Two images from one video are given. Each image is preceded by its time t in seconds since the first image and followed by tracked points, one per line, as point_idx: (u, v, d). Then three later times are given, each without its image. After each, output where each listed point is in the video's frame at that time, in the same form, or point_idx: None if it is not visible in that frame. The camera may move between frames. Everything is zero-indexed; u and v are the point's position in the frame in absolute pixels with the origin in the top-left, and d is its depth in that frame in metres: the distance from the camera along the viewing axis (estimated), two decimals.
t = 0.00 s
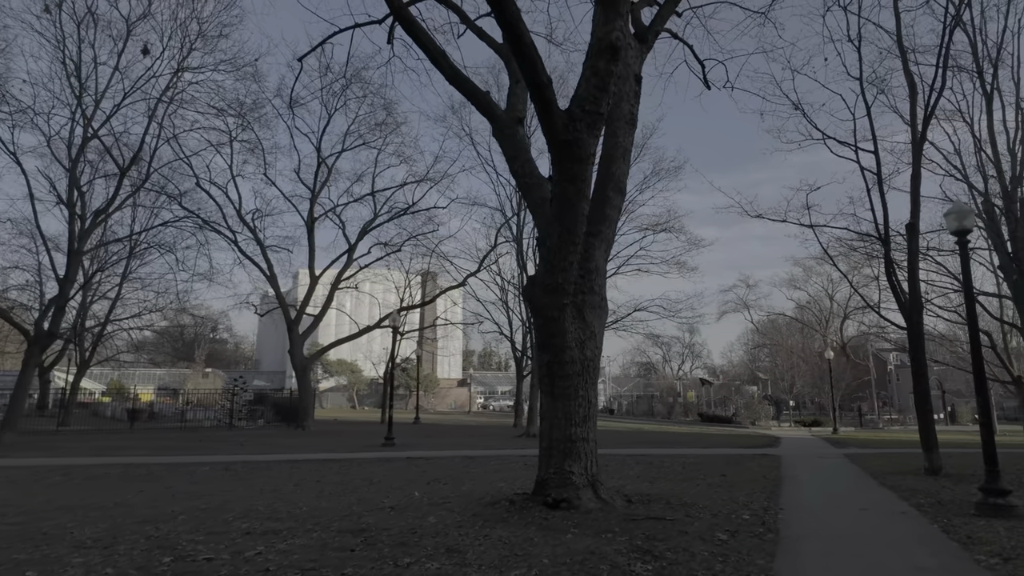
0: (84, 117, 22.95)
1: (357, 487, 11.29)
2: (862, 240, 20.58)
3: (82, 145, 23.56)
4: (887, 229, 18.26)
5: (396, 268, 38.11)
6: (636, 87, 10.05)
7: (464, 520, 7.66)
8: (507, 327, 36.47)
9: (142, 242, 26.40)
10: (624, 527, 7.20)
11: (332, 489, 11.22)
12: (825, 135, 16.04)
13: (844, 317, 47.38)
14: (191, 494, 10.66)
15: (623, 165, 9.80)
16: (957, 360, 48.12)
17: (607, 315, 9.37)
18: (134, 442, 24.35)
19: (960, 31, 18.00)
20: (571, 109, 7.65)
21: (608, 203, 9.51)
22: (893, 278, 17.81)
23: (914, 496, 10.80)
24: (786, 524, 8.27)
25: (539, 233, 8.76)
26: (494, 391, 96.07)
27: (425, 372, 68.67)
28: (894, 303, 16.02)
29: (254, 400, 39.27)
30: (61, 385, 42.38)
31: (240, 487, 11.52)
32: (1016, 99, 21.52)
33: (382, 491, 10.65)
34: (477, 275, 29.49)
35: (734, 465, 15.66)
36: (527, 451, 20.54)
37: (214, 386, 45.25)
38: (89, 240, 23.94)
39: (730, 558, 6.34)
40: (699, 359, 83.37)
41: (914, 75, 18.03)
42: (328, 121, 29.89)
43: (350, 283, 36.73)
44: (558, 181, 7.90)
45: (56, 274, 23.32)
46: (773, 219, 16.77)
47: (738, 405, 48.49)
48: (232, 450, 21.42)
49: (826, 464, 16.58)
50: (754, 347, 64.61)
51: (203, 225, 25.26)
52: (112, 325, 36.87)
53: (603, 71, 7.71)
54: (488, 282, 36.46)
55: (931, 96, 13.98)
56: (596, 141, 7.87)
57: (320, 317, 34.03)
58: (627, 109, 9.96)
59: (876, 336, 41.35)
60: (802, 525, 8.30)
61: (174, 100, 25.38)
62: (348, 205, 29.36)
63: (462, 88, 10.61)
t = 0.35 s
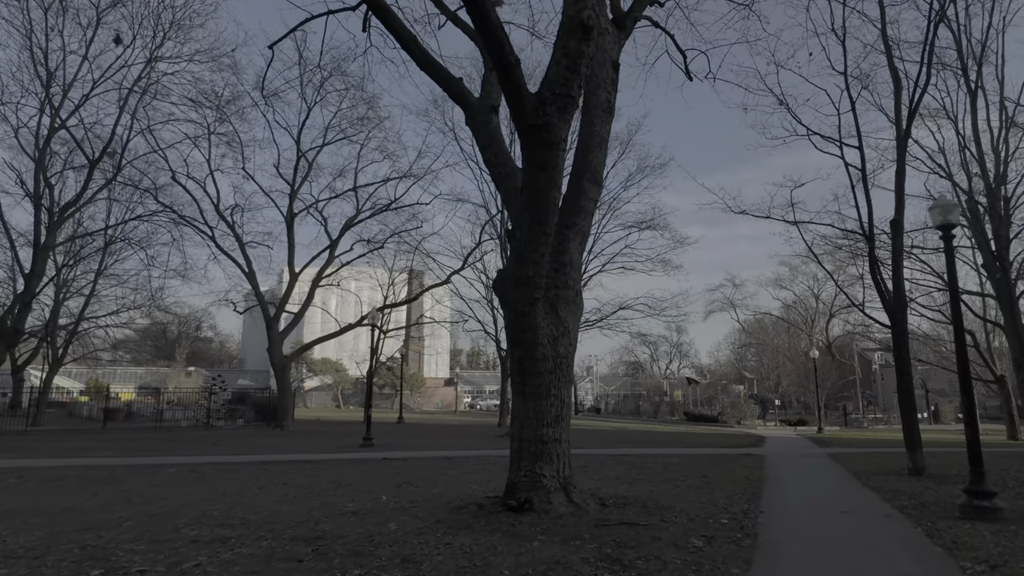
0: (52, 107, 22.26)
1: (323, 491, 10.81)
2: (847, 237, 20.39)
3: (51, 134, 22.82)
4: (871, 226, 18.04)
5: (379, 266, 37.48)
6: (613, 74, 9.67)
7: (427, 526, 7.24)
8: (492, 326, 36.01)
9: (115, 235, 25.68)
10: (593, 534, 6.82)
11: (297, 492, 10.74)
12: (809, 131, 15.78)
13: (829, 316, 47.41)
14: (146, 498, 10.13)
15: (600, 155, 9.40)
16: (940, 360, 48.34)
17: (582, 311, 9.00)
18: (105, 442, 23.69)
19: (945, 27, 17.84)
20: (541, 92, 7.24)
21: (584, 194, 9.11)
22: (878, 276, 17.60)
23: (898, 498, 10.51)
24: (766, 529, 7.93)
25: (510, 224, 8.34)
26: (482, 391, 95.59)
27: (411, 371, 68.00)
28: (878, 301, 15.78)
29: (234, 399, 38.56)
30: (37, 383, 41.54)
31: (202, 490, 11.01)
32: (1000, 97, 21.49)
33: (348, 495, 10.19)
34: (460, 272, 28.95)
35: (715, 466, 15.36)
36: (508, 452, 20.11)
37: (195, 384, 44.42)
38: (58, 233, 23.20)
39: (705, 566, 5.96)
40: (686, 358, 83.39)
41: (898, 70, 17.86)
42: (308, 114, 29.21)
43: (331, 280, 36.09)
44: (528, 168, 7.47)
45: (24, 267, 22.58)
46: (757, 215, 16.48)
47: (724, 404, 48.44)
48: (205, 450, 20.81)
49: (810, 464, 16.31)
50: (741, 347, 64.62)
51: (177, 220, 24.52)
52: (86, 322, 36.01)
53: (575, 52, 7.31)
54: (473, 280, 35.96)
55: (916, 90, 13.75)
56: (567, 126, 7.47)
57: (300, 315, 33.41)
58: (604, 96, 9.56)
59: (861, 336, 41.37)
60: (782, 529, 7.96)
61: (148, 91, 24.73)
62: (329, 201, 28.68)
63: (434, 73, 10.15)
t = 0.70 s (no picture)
0: (33, 99, 21.80)
1: (299, 492, 10.41)
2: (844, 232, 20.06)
3: (32, 125, 22.25)
4: (868, 220, 17.71)
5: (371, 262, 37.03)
6: (600, 58, 9.29)
7: (397, 529, 6.87)
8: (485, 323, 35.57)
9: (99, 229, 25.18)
10: (573, 538, 6.44)
11: (273, 493, 10.35)
12: (805, 123, 15.47)
13: (826, 314, 47.14)
14: (113, 499, 9.73)
15: (585, 142, 9.03)
16: (938, 359, 48.12)
17: (566, 304, 8.63)
18: (89, 441, 23.27)
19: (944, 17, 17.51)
20: (518, 70, 6.84)
21: (569, 182, 8.74)
22: (875, 271, 17.29)
23: (896, 498, 10.17)
24: (755, 531, 7.58)
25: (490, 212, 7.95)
26: (478, 390, 95.20)
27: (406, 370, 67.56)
28: (875, 297, 15.43)
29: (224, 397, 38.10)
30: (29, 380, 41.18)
31: (174, 490, 10.61)
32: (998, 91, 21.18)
33: (325, 496, 9.82)
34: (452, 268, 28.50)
35: (708, 465, 15.01)
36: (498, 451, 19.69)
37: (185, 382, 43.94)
38: (39, 227, 22.68)
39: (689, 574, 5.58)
40: (683, 357, 83.13)
41: (896, 61, 17.53)
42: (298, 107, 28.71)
43: (323, 277, 35.65)
44: (506, 152, 7.08)
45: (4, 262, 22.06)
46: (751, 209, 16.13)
47: (721, 402, 48.21)
48: (190, 450, 20.40)
49: (805, 463, 15.99)
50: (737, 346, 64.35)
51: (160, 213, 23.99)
52: (75, 319, 35.54)
53: (555, 29, 6.92)
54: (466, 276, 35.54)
55: (913, 81, 13.43)
56: (547, 107, 7.08)
57: (291, 312, 32.96)
58: (590, 81, 9.19)
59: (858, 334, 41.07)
60: (772, 532, 7.61)
61: (133, 84, 24.27)
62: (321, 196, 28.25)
63: (414, 58, 9.75)
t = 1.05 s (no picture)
0: (12, 91, 21.29)
1: (271, 494, 10.03)
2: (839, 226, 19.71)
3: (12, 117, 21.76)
4: (863, 215, 17.35)
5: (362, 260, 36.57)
6: (582, 41, 8.91)
7: (360, 536, 6.49)
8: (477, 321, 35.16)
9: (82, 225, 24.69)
10: (545, 545, 6.07)
11: (245, 496, 9.98)
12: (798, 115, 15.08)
13: (823, 311, 46.78)
14: (75, 501, 9.36)
15: (567, 129, 8.65)
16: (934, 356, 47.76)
17: (546, 298, 8.24)
18: (69, 440, 22.81)
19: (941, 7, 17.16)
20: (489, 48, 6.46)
21: (549, 170, 8.36)
22: (870, 266, 16.97)
23: (889, 500, 9.82)
24: (741, 536, 7.21)
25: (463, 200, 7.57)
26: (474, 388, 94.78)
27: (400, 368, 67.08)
28: (870, 293, 15.08)
29: (214, 396, 37.65)
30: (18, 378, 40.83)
31: (141, 493, 10.22)
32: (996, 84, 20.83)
33: (296, 498, 9.45)
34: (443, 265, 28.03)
35: (699, 465, 14.64)
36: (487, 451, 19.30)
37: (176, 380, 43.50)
38: (20, 222, 22.21)
39: None
40: (680, 355, 82.74)
41: (892, 51, 17.17)
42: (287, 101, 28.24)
43: (314, 273, 35.20)
44: (478, 136, 6.71)
45: None
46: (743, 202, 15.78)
47: (716, 400, 47.95)
48: (172, 449, 20.00)
49: (798, 463, 15.65)
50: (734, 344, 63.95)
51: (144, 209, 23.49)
52: (62, 316, 35.09)
53: (527, 4, 6.55)
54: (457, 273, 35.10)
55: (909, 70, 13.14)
56: (520, 87, 6.72)
57: (280, 310, 32.49)
58: (572, 65, 8.81)
59: (854, 332, 40.72)
60: (758, 537, 7.24)
61: (116, 76, 23.79)
62: (310, 192, 27.77)
63: (390, 42, 9.36)
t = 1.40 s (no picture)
0: None
1: (246, 501, 9.64)
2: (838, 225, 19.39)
3: None
4: (862, 213, 16.99)
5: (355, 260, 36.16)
6: (569, 30, 8.54)
7: (329, 550, 6.11)
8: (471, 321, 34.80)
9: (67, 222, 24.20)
10: (524, 561, 5.70)
11: (219, 503, 9.60)
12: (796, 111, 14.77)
13: (821, 312, 46.41)
14: (41, 509, 8.99)
15: (553, 121, 8.27)
16: (933, 357, 47.43)
17: (530, 298, 7.87)
18: (54, 442, 22.40)
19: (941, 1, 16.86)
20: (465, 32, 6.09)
21: (534, 164, 7.99)
22: (867, 265, 16.68)
23: (887, 507, 9.48)
24: (732, 548, 6.86)
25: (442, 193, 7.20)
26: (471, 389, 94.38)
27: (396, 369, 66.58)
28: (868, 293, 14.74)
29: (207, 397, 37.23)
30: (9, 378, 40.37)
31: (112, 500, 9.84)
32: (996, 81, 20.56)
33: (271, 506, 9.08)
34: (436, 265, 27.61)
35: (693, 469, 14.29)
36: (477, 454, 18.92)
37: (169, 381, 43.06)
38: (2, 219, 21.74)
39: None
40: (677, 355, 82.40)
41: (891, 47, 16.87)
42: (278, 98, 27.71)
43: (306, 273, 34.76)
44: (455, 126, 6.35)
45: None
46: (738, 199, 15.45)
47: (713, 401, 47.60)
48: (158, 451, 19.57)
49: (794, 466, 15.32)
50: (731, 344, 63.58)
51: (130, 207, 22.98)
52: (52, 315, 34.63)
53: None
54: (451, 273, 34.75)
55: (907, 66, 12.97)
56: (499, 74, 6.36)
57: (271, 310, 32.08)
58: (558, 55, 8.43)
59: (853, 333, 40.34)
60: (750, 549, 6.90)
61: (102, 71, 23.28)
62: (303, 191, 27.22)
63: (369, 30, 8.95)
